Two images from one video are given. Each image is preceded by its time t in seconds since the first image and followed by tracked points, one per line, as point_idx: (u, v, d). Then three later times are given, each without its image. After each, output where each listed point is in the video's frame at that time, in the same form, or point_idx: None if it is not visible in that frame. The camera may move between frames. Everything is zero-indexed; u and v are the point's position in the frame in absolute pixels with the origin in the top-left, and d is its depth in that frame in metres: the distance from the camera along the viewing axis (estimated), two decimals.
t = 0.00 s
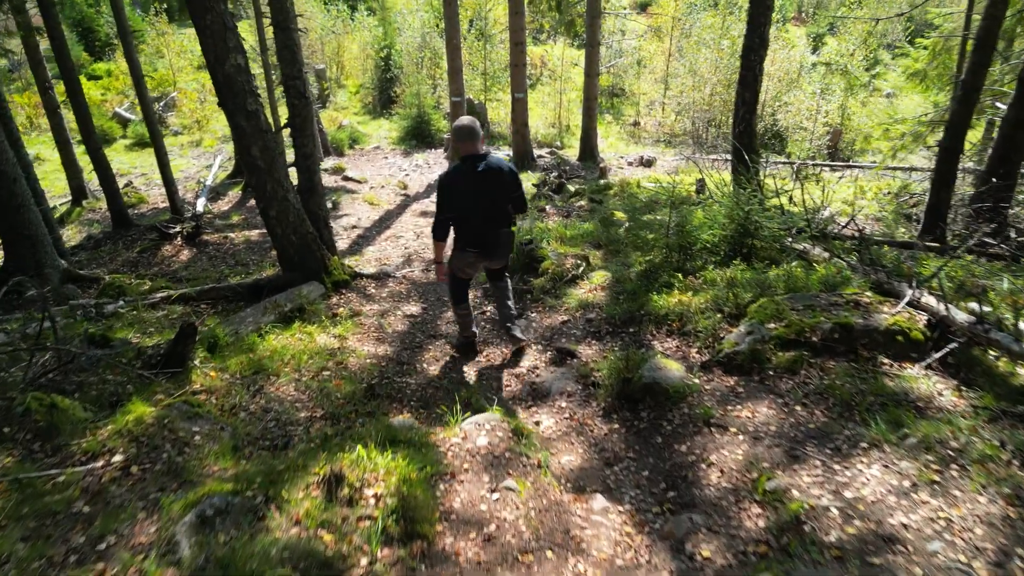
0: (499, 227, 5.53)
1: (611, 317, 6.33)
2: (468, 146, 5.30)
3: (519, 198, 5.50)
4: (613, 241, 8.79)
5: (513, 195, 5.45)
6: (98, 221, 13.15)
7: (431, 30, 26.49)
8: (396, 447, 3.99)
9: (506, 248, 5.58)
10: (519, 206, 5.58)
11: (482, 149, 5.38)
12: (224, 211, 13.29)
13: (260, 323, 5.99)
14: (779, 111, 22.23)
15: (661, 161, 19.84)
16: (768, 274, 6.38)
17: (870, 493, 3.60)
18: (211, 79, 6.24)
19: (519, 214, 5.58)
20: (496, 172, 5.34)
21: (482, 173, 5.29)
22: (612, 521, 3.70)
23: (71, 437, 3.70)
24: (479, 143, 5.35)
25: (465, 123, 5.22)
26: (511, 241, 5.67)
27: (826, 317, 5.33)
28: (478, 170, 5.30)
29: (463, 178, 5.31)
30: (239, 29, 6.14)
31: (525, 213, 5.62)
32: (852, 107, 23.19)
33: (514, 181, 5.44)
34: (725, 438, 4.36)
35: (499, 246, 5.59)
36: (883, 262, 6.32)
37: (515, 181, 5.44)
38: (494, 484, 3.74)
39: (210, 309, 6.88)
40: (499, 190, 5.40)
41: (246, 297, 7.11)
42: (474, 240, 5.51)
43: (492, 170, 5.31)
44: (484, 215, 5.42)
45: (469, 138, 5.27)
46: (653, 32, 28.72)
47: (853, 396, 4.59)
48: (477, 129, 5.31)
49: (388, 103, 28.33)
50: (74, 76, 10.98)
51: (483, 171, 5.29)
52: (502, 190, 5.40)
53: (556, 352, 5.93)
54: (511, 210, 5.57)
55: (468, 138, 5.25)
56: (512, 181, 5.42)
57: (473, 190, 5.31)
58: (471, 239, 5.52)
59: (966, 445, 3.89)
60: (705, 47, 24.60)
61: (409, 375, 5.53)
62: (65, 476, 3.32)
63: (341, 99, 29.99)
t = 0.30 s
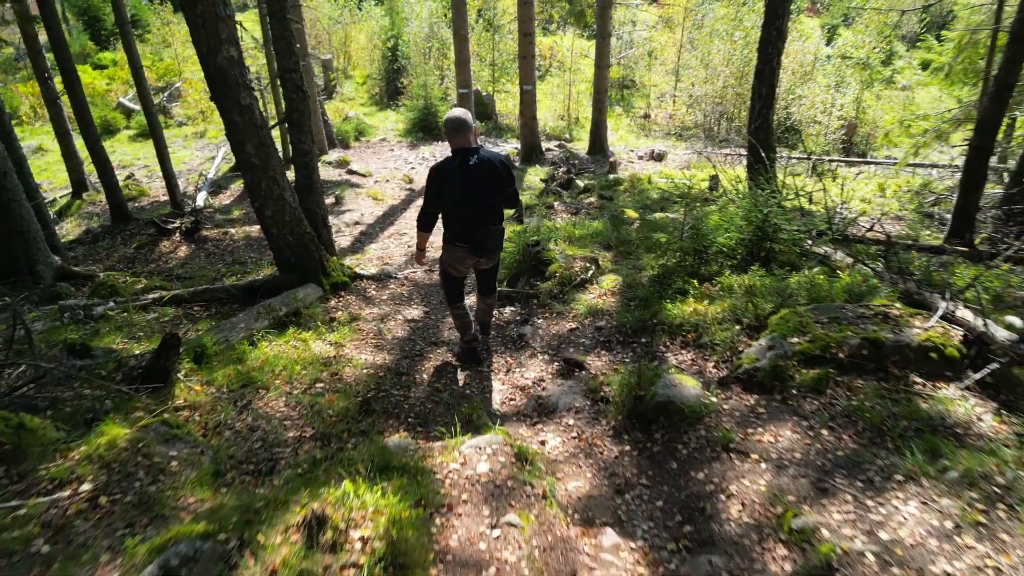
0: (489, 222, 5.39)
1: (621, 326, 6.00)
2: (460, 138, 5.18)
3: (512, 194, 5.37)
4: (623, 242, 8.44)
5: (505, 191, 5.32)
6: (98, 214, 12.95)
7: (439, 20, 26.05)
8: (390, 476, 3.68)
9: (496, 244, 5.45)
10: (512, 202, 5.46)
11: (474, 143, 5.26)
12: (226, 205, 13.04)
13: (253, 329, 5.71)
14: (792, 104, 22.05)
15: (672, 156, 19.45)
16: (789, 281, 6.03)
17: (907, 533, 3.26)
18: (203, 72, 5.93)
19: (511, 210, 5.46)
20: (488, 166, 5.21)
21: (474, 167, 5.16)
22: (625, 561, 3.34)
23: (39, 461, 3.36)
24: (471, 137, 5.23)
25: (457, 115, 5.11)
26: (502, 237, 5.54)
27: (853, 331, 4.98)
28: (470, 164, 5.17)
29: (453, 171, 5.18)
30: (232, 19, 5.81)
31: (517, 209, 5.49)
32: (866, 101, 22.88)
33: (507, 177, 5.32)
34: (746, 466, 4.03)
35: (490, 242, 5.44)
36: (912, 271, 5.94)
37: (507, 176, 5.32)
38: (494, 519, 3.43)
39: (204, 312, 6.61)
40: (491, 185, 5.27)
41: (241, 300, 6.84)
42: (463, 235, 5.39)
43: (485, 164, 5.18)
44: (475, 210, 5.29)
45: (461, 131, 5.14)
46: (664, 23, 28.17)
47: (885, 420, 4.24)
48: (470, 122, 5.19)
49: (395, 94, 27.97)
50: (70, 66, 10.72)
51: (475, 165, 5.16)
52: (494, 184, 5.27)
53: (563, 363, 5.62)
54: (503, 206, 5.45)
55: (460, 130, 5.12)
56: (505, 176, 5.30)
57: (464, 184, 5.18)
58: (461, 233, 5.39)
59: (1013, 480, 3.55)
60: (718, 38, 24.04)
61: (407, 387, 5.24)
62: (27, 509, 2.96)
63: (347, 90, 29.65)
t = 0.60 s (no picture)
0: (503, 227, 5.11)
1: (645, 340, 5.60)
2: (480, 138, 4.90)
3: (529, 199, 5.11)
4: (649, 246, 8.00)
5: (523, 196, 5.06)
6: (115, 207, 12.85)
7: (464, 11, 25.70)
8: (390, 510, 3.37)
9: (509, 250, 5.16)
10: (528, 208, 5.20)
11: (493, 143, 4.99)
12: (243, 197, 12.89)
13: (257, 334, 5.46)
14: (823, 101, 21.57)
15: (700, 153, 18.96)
16: (828, 295, 5.57)
17: None
18: (210, 65, 5.74)
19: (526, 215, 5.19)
20: (507, 169, 4.95)
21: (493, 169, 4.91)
22: None
23: (15, 484, 3.10)
24: (491, 137, 4.95)
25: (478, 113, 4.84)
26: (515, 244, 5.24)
27: (900, 355, 4.53)
28: (488, 165, 4.92)
29: (470, 172, 4.94)
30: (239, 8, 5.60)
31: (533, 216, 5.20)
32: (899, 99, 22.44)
33: (525, 181, 5.05)
34: (783, 507, 3.63)
35: (502, 248, 5.15)
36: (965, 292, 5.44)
37: (526, 181, 5.05)
38: (502, 564, 3.08)
39: (209, 313, 6.41)
40: (508, 189, 5.01)
41: (249, 301, 6.62)
42: (475, 239, 5.10)
43: (503, 167, 4.92)
44: (489, 213, 5.02)
45: (481, 130, 4.87)
46: (693, 16, 27.51)
47: (938, 458, 3.79)
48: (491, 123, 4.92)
49: (418, 86, 27.70)
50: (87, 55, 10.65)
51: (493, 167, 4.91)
52: (511, 188, 5.00)
53: (582, 379, 5.26)
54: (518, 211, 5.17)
55: (480, 130, 4.86)
56: (523, 181, 5.03)
57: (480, 186, 4.93)
58: (473, 237, 5.10)
59: None
60: (749, 32, 23.38)
61: (415, 401, 4.93)
62: None
63: (371, 81, 29.49)
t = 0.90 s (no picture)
0: (517, 219, 5.18)
1: (672, 358, 5.22)
2: (492, 129, 5.00)
3: (543, 190, 5.13)
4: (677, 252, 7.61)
5: (536, 186, 5.09)
6: (133, 198, 13.17)
7: (491, 4, 25.40)
8: (390, 553, 3.06)
9: (522, 242, 5.19)
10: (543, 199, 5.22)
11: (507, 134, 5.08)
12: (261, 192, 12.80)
13: (263, 342, 5.25)
14: (859, 101, 20.99)
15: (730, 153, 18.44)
16: (872, 313, 5.09)
17: None
18: (221, 58, 5.50)
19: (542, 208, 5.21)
20: (519, 159, 4.99)
21: (504, 159, 4.97)
22: None
23: None
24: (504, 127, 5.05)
25: (490, 103, 4.95)
26: (530, 236, 5.26)
27: (954, 386, 4.05)
28: (500, 155, 4.99)
29: (482, 163, 5.00)
30: None
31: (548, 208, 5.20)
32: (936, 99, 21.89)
33: (539, 172, 5.09)
34: (826, 558, 3.21)
35: (516, 240, 5.20)
36: None
37: (538, 171, 5.09)
38: None
39: (218, 315, 6.26)
40: (521, 180, 5.06)
41: (258, 304, 6.43)
42: (489, 230, 5.20)
43: (515, 157, 4.97)
44: (502, 204, 5.10)
45: (493, 121, 4.98)
46: (726, 11, 26.87)
47: (1002, 508, 3.32)
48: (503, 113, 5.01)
49: (443, 81, 27.38)
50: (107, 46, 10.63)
51: (505, 156, 4.97)
52: (523, 179, 5.05)
53: (604, 400, 4.91)
54: (533, 203, 5.20)
55: (492, 120, 4.96)
56: (535, 171, 5.07)
57: (492, 176, 5.00)
58: (487, 229, 5.19)
59: None
60: (783, 27, 22.72)
61: (425, 419, 4.63)
62: None
63: (396, 75, 29.32)
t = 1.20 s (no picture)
0: (510, 229, 5.25)
1: (694, 380, 4.90)
2: (482, 139, 5.08)
3: (534, 201, 5.16)
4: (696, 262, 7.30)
5: (527, 197, 5.14)
6: (139, 199, 13.41)
7: (504, 4, 25.20)
8: None
9: (514, 251, 5.25)
10: (537, 210, 5.24)
11: (498, 144, 5.14)
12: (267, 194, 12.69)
13: (262, 357, 5.06)
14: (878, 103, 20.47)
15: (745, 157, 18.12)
16: (908, 334, 4.74)
17: None
18: (221, 60, 5.29)
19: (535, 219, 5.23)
20: (507, 169, 5.05)
21: (491, 169, 5.03)
22: None
23: None
24: (494, 138, 5.10)
25: (479, 115, 5.02)
26: (523, 245, 5.32)
27: (1004, 418, 3.65)
28: (487, 166, 5.06)
29: (470, 173, 5.10)
30: None
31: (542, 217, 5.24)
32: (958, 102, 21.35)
33: (529, 182, 5.12)
34: None
35: (507, 250, 5.27)
36: None
37: (529, 181, 5.13)
38: None
39: (217, 326, 6.13)
40: (511, 191, 5.11)
41: (260, 314, 6.26)
42: (481, 240, 5.29)
43: (502, 167, 5.02)
44: (493, 214, 5.18)
45: (482, 132, 5.05)
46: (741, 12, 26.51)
47: None
48: (493, 124, 5.07)
49: (455, 81, 27.15)
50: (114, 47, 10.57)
51: (491, 167, 5.04)
52: (512, 189, 5.09)
53: (621, 424, 4.62)
54: (526, 213, 5.25)
55: (480, 131, 5.04)
56: (526, 181, 5.11)
57: (479, 186, 5.09)
58: (479, 238, 5.29)
59: None
60: (800, 29, 22.32)
61: (429, 444, 4.36)
62: None
63: (406, 74, 29.13)
